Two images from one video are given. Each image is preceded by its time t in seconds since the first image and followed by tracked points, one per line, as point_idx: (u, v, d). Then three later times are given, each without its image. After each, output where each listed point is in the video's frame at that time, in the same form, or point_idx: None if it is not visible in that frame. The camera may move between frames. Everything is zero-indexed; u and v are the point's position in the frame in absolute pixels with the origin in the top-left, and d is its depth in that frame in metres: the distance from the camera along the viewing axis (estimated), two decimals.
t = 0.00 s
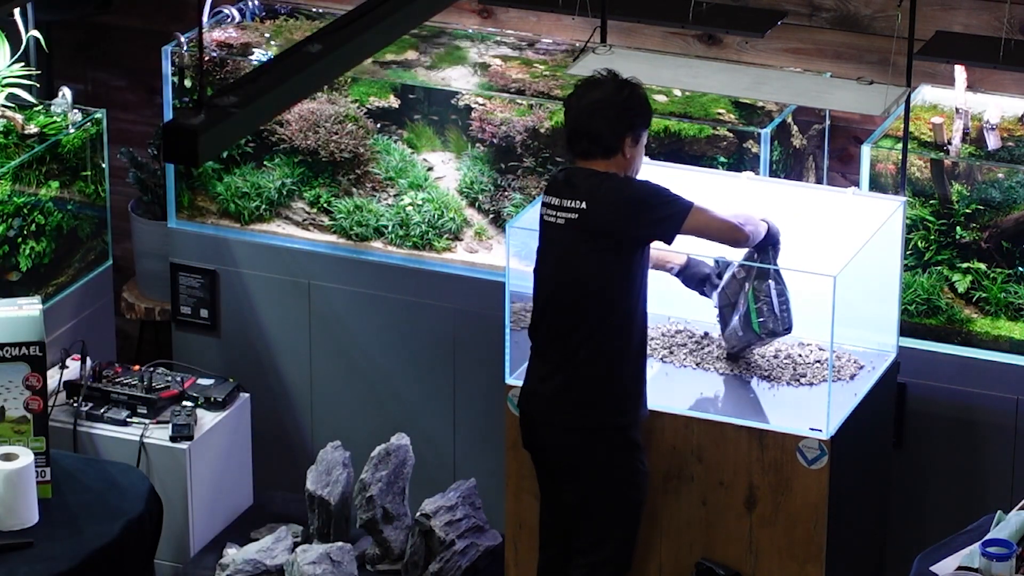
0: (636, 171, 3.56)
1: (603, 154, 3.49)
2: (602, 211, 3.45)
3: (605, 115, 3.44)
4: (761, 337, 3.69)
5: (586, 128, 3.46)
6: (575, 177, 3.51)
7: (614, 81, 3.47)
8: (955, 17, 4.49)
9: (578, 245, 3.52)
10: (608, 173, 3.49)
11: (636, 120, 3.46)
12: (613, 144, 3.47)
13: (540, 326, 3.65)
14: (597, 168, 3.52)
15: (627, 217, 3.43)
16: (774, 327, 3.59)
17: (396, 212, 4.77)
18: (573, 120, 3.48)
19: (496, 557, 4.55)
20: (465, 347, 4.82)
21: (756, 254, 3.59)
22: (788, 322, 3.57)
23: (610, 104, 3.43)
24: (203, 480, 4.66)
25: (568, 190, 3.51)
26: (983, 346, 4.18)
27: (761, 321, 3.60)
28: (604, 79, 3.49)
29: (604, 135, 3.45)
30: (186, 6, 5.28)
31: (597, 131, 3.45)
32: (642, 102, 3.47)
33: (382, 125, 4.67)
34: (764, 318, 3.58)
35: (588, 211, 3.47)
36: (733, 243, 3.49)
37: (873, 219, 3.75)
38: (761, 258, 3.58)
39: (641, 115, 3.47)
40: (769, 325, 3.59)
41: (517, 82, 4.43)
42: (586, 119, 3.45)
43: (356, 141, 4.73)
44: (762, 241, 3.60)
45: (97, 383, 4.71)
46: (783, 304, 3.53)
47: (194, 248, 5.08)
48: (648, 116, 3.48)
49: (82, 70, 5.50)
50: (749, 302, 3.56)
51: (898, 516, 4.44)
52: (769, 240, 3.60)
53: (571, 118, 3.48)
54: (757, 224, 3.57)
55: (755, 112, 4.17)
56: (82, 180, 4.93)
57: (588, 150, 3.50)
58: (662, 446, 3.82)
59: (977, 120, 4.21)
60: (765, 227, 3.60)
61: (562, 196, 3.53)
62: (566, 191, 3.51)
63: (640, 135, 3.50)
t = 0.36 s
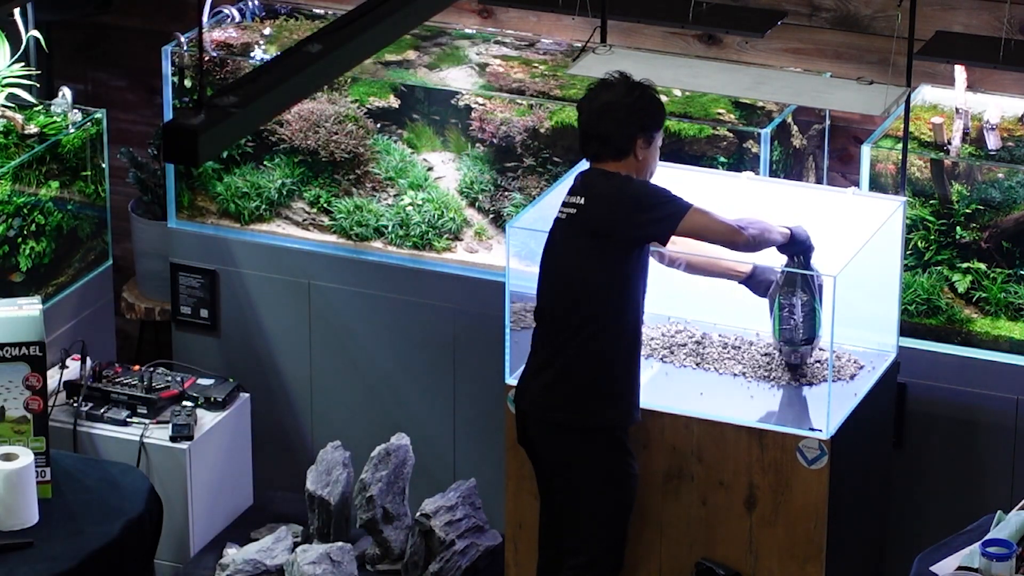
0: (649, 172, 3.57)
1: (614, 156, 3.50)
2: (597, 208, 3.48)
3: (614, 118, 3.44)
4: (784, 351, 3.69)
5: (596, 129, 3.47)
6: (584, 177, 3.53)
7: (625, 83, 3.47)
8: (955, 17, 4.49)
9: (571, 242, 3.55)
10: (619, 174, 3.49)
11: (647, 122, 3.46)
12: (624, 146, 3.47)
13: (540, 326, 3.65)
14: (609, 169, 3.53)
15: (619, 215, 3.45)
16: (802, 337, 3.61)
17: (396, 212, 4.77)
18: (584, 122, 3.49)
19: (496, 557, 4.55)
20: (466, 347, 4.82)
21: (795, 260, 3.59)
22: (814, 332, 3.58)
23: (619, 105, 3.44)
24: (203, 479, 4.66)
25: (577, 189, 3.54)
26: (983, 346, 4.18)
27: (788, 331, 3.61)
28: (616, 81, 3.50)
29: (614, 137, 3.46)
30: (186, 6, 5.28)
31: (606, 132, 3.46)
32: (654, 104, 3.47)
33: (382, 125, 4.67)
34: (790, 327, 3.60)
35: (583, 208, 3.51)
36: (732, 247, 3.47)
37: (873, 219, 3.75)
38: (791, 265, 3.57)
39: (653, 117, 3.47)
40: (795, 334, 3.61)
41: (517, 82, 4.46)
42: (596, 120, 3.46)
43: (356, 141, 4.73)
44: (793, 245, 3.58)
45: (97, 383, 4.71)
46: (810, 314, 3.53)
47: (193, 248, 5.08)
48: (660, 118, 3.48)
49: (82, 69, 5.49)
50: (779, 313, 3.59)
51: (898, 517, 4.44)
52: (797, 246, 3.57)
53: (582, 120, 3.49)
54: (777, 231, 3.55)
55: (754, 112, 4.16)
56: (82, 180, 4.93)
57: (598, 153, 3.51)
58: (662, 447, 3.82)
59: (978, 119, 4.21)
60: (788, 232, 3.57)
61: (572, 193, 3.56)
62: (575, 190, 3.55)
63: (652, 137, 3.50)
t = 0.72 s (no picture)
0: (660, 173, 3.57)
1: (623, 159, 3.50)
2: (595, 205, 3.49)
3: (624, 121, 3.45)
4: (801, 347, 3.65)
5: (607, 132, 3.47)
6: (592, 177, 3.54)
7: (636, 86, 3.48)
8: (955, 17, 4.49)
9: (570, 240, 3.56)
10: (631, 173, 3.50)
11: (656, 125, 3.46)
12: (633, 148, 3.48)
13: (540, 326, 3.64)
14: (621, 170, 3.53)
15: (619, 213, 3.45)
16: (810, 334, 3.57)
17: (396, 212, 4.77)
18: (594, 123, 3.50)
19: (497, 557, 4.55)
20: (465, 346, 4.82)
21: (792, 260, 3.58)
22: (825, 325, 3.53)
23: (630, 109, 3.44)
24: (203, 479, 4.66)
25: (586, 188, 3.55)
26: (983, 346, 4.18)
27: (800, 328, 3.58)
28: (626, 84, 3.50)
29: (625, 140, 3.46)
30: (186, 6, 5.28)
31: (616, 135, 3.46)
32: (664, 107, 3.48)
33: (382, 126, 4.67)
34: (799, 322, 3.57)
35: (585, 206, 3.50)
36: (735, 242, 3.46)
37: (873, 219, 3.76)
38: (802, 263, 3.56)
39: (664, 119, 3.48)
40: (802, 329, 3.58)
41: (518, 82, 4.46)
42: (606, 122, 3.46)
43: (356, 141, 4.73)
44: (801, 238, 3.58)
45: (97, 383, 4.71)
46: (818, 308, 3.49)
47: (193, 248, 5.08)
48: (671, 119, 3.49)
49: (82, 70, 5.50)
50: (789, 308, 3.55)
51: (898, 517, 4.44)
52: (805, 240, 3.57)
53: (593, 122, 3.50)
54: (783, 226, 3.55)
55: (754, 112, 4.16)
56: (82, 180, 4.93)
57: (607, 154, 3.51)
58: (662, 447, 3.81)
59: (978, 119, 4.21)
60: (794, 227, 3.57)
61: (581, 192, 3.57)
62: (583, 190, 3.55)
63: (663, 138, 3.51)
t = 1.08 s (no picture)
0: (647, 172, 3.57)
1: (613, 159, 3.50)
2: (591, 205, 3.49)
3: (615, 121, 3.44)
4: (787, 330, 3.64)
5: (597, 130, 3.46)
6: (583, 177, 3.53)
7: (626, 86, 3.47)
8: (955, 17, 4.49)
9: (566, 241, 3.55)
10: (620, 173, 3.49)
11: (647, 125, 3.46)
12: (624, 148, 3.47)
13: (539, 326, 3.64)
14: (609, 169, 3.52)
15: (614, 212, 3.45)
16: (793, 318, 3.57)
17: (396, 212, 4.77)
18: (585, 123, 3.48)
19: (497, 557, 4.54)
20: (465, 347, 4.82)
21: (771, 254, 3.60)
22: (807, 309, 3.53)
23: (620, 107, 3.43)
24: (202, 479, 4.66)
25: (575, 188, 3.54)
26: (983, 346, 4.18)
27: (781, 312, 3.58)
28: (616, 83, 3.49)
29: (615, 138, 3.45)
30: (186, 6, 5.28)
31: (608, 135, 3.45)
32: (654, 107, 3.47)
33: (382, 126, 4.67)
34: (782, 307, 3.57)
35: (581, 206, 3.50)
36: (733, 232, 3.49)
37: (872, 220, 3.76)
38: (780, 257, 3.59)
39: (652, 118, 3.47)
40: (786, 313, 3.58)
41: (517, 81, 4.45)
42: (598, 122, 3.45)
43: (356, 141, 4.73)
44: (786, 225, 3.61)
45: (97, 383, 4.71)
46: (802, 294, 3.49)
47: (193, 248, 5.08)
48: (660, 119, 3.48)
49: (82, 69, 5.50)
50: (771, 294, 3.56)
51: (898, 516, 4.44)
52: (791, 227, 3.60)
53: (583, 122, 3.49)
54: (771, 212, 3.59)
55: (754, 112, 4.15)
56: (82, 180, 4.93)
57: (597, 154, 3.51)
58: (662, 447, 3.81)
59: (978, 119, 4.21)
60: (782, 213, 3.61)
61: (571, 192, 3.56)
62: (574, 190, 3.54)
63: (651, 138, 3.50)
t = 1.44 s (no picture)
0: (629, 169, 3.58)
1: (599, 155, 3.50)
2: (589, 207, 3.47)
3: (600, 118, 3.45)
4: (737, 316, 3.67)
5: (582, 128, 3.46)
6: (569, 175, 3.53)
7: (608, 82, 3.48)
8: (955, 17, 4.49)
9: (564, 243, 3.54)
10: (606, 170, 3.50)
11: (630, 121, 3.47)
12: (609, 144, 3.48)
13: (538, 325, 3.64)
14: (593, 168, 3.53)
15: (612, 212, 3.45)
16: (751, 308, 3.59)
17: (396, 212, 4.78)
18: (569, 122, 3.48)
19: (497, 557, 4.54)
20: (465, 347, 4.82)
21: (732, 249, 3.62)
22: (767, 298, 3.56)
23: (604, 103, 3.44)
24: (203, 479, 4.66)
25: (562, 186, 3.54)
26: (983, 346, 4.18)
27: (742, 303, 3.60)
28: (598, 80, 3.49)
29: (599, 135, 3.46)
30: (186, 6, 5.28)
31: (593, 132, 3.46)
32: (636, 102, 3.48)
33: (382, 126, 4.67)
34: (743, 298, 3.58)
35: (579, 208, 3.48)
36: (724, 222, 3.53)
37: (873, 219, 3.76)
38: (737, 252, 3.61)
39: (633, 115, 3.49)
40: (747, 304, 3.59)
41: (517, 81, 4.44)
42: (583, 120, 3.46)
43: (356, 141, 4.73)
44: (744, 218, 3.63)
45: (97, 383, 4.71)
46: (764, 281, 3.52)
47: (193, 248, 5.08)
48: (641, 115, 3.50)
49: (83, 69, 5.50)
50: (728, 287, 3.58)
51: (898, 516, 4.44)
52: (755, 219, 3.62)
53: (567, 120, 3.48)
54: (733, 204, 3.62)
55: (754, 112, 4.15)
56: (82, 180, 4.93)
57: (583, 151, 3.51)
58: (662, 447, 3.82)
59: (978, 119, 4.21)
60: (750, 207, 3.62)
61: (557, 194, 3.55)
62: (562, 189, 3.53)
63: (633, 135, 3.52)
